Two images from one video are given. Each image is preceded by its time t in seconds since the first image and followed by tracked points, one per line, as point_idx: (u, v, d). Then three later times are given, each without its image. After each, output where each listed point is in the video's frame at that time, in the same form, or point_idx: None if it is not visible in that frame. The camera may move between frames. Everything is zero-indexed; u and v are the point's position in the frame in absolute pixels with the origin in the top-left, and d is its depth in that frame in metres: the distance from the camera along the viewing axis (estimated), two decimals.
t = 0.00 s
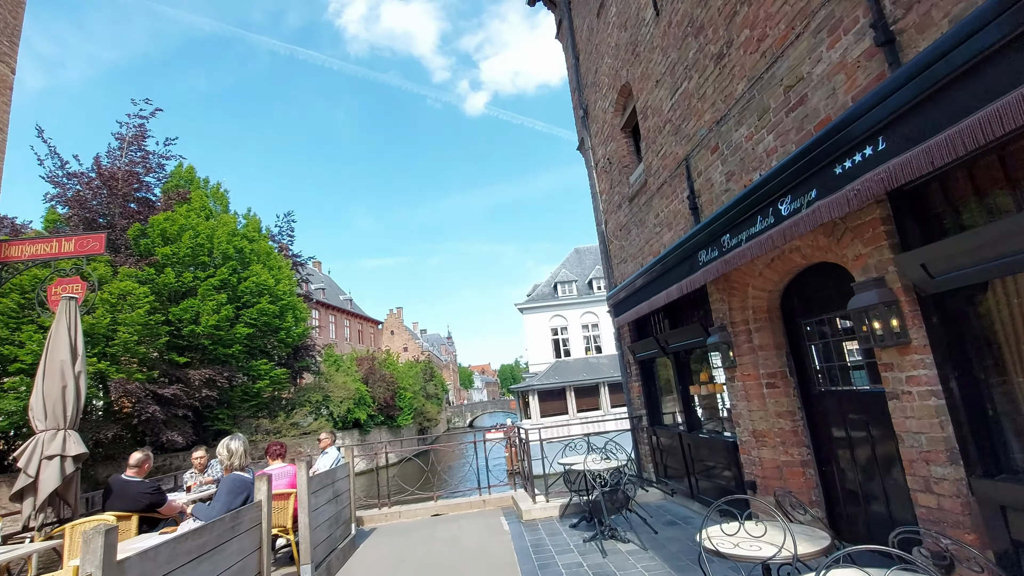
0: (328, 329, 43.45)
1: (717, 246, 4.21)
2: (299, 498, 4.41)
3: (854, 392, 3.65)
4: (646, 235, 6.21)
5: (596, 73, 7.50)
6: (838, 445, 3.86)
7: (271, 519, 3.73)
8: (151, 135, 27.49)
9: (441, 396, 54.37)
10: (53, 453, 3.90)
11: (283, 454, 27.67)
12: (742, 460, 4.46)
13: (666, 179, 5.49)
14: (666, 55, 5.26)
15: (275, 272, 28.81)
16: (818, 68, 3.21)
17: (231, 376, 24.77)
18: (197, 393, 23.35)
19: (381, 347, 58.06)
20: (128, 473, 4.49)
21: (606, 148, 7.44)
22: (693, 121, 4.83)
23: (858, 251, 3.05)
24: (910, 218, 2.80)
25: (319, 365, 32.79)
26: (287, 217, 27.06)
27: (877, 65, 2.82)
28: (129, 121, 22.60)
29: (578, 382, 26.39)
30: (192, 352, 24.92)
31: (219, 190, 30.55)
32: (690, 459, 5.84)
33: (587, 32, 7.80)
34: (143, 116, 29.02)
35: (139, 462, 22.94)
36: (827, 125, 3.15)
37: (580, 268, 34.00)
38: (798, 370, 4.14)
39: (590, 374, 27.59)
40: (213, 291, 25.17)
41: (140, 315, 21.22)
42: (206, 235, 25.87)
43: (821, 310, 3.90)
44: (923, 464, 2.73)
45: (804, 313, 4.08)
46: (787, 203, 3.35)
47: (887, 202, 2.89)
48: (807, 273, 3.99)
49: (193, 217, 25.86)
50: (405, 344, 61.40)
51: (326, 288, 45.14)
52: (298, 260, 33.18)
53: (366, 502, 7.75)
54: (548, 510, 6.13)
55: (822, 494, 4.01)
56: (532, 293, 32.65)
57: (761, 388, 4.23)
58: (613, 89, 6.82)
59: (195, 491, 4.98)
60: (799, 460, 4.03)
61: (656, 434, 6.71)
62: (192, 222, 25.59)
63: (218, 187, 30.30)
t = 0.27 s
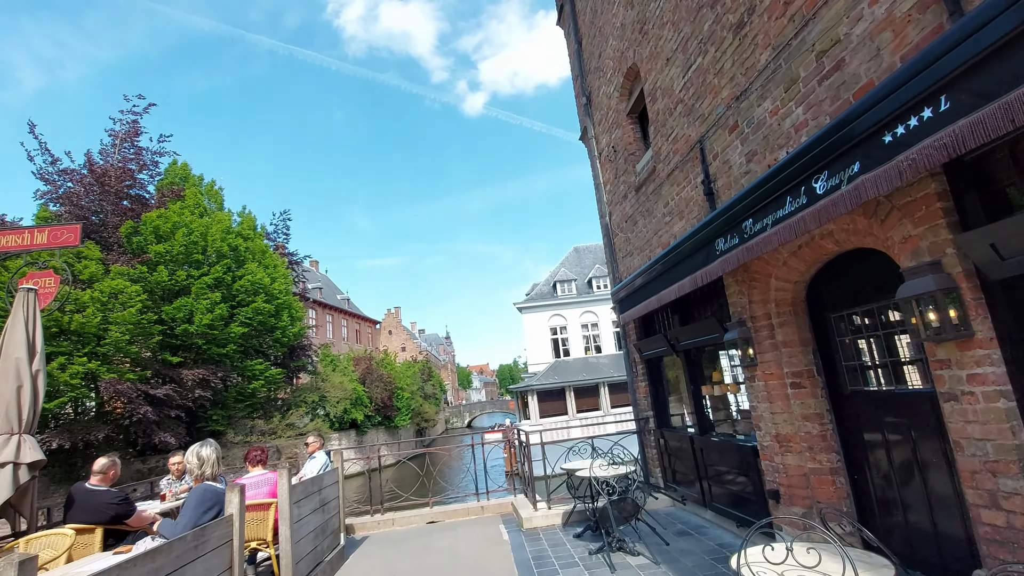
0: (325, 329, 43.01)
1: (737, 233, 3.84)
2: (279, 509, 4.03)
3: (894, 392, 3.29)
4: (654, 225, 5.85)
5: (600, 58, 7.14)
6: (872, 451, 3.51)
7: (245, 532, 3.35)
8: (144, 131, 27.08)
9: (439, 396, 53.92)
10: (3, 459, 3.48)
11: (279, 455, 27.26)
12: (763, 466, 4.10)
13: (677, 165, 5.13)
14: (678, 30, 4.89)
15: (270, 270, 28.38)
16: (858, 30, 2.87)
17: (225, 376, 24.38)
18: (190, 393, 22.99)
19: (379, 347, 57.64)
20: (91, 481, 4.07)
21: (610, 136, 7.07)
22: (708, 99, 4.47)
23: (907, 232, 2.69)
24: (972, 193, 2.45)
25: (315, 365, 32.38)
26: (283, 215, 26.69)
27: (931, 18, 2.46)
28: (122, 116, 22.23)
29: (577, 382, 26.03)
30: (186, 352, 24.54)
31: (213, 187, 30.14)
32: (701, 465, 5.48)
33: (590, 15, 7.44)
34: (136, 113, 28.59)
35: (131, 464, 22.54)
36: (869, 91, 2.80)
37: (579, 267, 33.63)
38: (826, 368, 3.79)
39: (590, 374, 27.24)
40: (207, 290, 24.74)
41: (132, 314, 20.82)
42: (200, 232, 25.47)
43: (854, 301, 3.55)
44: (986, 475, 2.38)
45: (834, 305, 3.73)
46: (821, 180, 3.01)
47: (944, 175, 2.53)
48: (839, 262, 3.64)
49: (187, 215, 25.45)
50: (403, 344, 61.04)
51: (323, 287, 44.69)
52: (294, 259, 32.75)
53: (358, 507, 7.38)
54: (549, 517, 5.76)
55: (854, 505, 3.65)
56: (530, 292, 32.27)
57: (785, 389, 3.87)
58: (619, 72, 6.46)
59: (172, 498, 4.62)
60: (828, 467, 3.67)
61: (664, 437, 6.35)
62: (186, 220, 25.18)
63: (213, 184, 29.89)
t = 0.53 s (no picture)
0: (321, 328, 42.56)
1: (763, 213, 3.50)
2: (260, 516, 3.67)
3: (941, 386, 2.97)
4: (664, 212, 5.50)
5: (606, 39, 6.79)
6: (914, 452, 3.17)
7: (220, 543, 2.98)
8: (138, 127, 26.65)
9: (436, 396, 53.47)
10: None
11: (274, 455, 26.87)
12: (788, 468, 3.76)
13: (690, 146, 4.80)
14: None
15: (265, 268, 27.96)
16: None
17: (218, 376, 23.98)
18: (183, 392, 22.64)
19: (376, 347, 57.21)
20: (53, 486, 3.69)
21: (615, 121, 6.72)
22: (727, 71, 4.13)
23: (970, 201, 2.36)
24: None
25: (311, 364, 31.96)
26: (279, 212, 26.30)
27: None
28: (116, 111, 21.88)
29: (576, 381, 25.67)
30: (179, 351, 24.16)
31: (208, 184, 29.71)
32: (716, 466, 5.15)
33: None
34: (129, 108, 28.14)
35: (123, 464, 22.16)
36: (923, 43, 2.46)
37: (578, 265, 33.27)
38: (860, 361, 3.47)
39: (589, 374, 26.88)
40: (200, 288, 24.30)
41: (123, 311, 20.45)
42: (194, 229, 25.05)
43: (894, 286, 3.22)
44: None
45: (870, 291, 3.40)
46: (866, 147, 2.67)
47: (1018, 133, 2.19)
48: (876, 243, 3.31)
49: (180, 211, 25.04)
50: (400, 343, 60.61)
51: (319, 286, 44.26)
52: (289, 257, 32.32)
53: (351, 512, 7.00)
54: (553, 522, 5.41)
55: (892, 511, 3.31)
56: (529, 291, 31.89)
57: (814, 384, 3.53)
58: (625, 52, 6.12)
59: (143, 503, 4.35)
60: (863, 470, 3.33)
61: (674, 438, 6.01)
62: (179, 216, 24.77)
63: (207, 181, 29.47)
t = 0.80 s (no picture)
0: (316, 327, 42.03)
1: (789, 196, 3.18)
2: (235, 530, 3.32)
3: (994, 386, 2.66)
4: (673, 202, 5.17)
5: (610, 22, 6.45)
6: (959, 458, 2.86)
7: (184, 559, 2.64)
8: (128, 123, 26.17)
9: (432, 396, 53.00)
10: None
11: (266, 457, 26.44)
12: (815, 477, 3.42)
13: (703, 130, 4.47)
14: None
15: (258, 266, 27.50)
16: None
17: (210, 376, 23.55)
18: (173, 393, 22.25)
19: (372, 347, 56.76)
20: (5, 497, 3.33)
21: (620, 108, 6.37)
22: (746, 45, 3.81)
23: None
24: None
25: (305, 364, 31.53)
26: (273, 210, 25.91)
27: None
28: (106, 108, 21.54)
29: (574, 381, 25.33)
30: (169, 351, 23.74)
31: (200, 181, 29.26)
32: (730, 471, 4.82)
33: None
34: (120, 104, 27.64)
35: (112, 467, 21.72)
36: None
37: (576, 265, 32.92)
38: (896, 359, 3.17)
39: (587, 374, 26.52)
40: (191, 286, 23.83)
41: (112, 310, 20.05)
42: (185, 226, 24.59)
43: (938, 276, 2.91)
44: None
45: (908, 282, 3.09)
46: (920, 115, 2.35)
47: None
48: (916, 229, 3.01)
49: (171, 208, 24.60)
50: (396, 343, 60.17)
51: (314, 285, 43.77)
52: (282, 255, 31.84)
53: (340, 519, 6.65)
54: (554, 532, 5.08)
55: (934, 525, 3.00)
56: (526, 290, 31.51)
57: (845, 384, 3.21)
58: (631, 34, 5.78)
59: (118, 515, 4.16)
60: (902, 479, 3.00)
61: (682, 441, 5.69)
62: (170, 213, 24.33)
63: (200, 178, 29.00)
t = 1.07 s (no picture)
0: (308, 327, 41.49)
1: (820, 168, 2.85)
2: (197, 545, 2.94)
3: None
4: (680, 187, 4.82)
5: None
6: (1013, 461, 2.54)
7: None
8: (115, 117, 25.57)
9: (426, 396, 52.51)
10: None
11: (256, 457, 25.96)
12: (845, 483, 3.08)
13: (716, 105, 4.12)
14: None
15: (247, 264, 27.01)
16: None
17: (197, 375, 23.07)
18: (159, 393, 21.78)
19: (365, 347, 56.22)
20: None
21: (622, 90, 6.02)
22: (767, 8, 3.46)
23: None
24: None
25: (296, 363, 31.02)
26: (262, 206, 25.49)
27: None
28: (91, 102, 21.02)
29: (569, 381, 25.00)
30: (156, 350, 23.23)
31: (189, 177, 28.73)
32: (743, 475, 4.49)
33: None
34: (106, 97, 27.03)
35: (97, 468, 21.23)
36: None
37: (571, 263, 32.60)
38: (939, 351, 2.84)
39: (583, 373, 26.21)
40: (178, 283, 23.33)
41: (96, 307, 19.55)
42: (173, 222, 24.10)
43: (991, 256, 2.60)
44: None
45: (953, 265, 2.78)
46: (987, 63, 2.03)
47: None
48: (964, 205, 2.69)
49: (158, 204, 24.10)
50: (389, 343, 59.65)
51: (306, 284, 43.22)
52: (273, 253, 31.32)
53: (326, 524, 6.27)
54: (553, 540, 4.72)
55: (984, 537, 2.67)
56: (521, 288, 31.16)
57: (882, 380, 2.87)
58: (635, 9, 5.42)
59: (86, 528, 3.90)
60: (949, 486, 2.67)
61: (690, 443, 5.36)
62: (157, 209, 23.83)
63: (189, 174, 28.47)
